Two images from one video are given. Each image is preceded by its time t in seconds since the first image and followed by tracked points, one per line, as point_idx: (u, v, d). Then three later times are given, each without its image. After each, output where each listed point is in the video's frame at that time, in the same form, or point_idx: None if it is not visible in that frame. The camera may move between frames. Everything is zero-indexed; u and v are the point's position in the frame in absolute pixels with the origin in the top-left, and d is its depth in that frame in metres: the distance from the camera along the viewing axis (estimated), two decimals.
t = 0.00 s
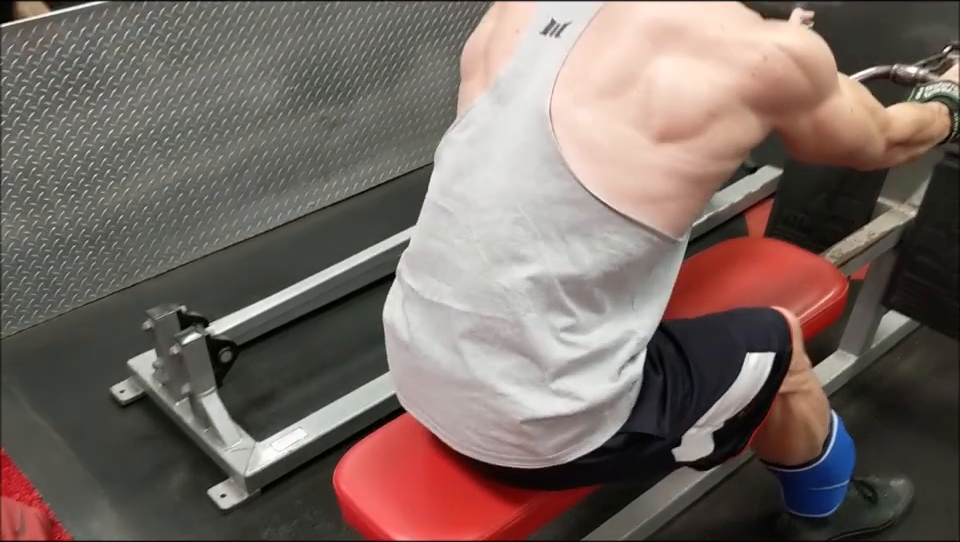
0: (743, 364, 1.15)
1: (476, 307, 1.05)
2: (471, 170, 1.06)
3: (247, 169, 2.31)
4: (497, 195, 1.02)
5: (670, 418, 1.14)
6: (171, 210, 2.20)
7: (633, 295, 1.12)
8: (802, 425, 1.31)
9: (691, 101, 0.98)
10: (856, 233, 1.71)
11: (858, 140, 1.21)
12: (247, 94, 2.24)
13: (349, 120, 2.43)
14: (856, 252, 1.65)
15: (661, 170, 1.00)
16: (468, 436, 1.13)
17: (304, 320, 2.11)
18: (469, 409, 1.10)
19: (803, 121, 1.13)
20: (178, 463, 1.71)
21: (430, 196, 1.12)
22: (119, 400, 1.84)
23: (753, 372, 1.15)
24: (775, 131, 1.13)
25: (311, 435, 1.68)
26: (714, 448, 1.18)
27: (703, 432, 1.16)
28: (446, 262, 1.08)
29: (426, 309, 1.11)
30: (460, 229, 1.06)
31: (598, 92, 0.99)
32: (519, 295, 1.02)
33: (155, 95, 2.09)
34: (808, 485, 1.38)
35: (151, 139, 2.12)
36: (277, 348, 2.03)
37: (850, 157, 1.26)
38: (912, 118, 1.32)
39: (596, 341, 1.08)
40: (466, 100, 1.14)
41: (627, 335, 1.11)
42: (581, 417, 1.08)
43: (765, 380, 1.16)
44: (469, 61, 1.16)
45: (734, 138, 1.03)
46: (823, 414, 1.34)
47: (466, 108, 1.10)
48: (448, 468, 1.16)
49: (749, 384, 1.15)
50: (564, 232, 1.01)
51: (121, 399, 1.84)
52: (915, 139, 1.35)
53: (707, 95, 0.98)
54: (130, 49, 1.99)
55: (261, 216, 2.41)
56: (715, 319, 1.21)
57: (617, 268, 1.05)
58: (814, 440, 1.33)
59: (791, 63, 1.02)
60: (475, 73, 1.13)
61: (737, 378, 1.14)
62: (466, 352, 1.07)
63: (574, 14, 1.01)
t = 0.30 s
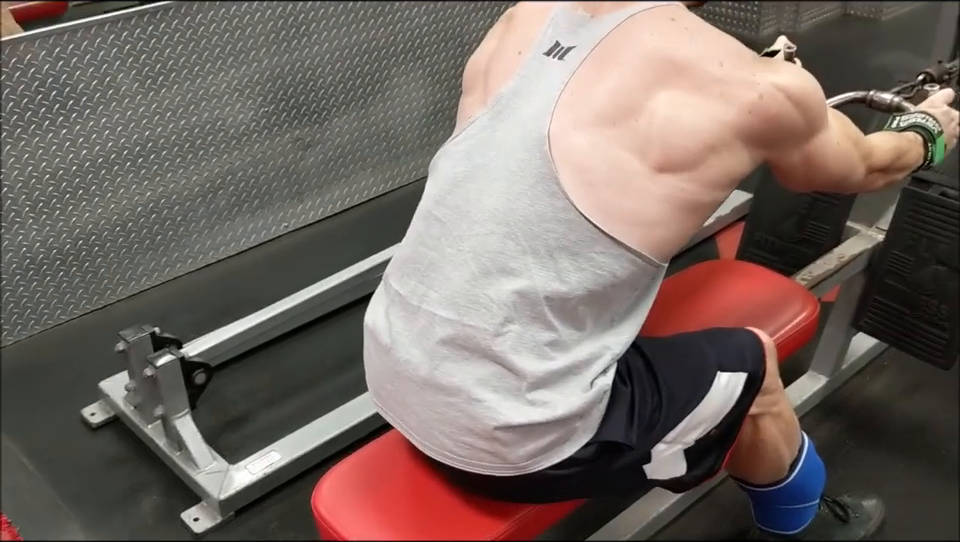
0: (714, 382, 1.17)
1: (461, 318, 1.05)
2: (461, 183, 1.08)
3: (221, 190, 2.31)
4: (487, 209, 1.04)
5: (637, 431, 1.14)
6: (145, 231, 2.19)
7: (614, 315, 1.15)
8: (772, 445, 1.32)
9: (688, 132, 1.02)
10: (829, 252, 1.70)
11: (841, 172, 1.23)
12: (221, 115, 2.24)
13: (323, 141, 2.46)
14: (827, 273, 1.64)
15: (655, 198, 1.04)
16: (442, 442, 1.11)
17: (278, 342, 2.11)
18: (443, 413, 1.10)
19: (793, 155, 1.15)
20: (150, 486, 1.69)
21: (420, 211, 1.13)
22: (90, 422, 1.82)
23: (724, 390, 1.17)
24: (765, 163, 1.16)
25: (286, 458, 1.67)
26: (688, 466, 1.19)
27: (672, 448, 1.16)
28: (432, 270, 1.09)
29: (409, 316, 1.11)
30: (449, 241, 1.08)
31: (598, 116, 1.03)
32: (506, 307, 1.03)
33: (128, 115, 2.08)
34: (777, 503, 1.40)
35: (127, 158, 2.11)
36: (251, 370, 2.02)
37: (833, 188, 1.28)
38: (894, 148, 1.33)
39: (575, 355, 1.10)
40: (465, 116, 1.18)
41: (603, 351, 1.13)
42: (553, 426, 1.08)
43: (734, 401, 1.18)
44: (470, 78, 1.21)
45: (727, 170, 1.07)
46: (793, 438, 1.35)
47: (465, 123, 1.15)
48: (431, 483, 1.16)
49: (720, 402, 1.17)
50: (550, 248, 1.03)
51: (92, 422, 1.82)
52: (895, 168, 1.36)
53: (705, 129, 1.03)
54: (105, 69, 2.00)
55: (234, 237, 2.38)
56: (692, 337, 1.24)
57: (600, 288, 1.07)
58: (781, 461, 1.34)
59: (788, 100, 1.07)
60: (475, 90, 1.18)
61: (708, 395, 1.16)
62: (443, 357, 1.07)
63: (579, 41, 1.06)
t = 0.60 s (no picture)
0: (718, 378, 1.18)
1: (471, 317, 1.05)
2: (470, 183, 1.09)
3: (220, 193, 2.32)
4: (497, 208, 1.05)
5: (647, 428, 1.15)
6: (143, 234, 2.20)
7: (622, 314, 1.16)
8: (777, 441, 1.32)
9: (695, 131, 1.04)
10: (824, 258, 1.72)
11: (844, 166, 1.24)
12: (219, 119, 2.25)
13: (322, 145, 2.47)
14: (823, 277, 1.66)
15: (664, 198, 1.05)
16: (453, 443, 1.11)
17: (276, 345, 2.11)
18: (456, 415, 1.09)
19: (796, 152, 1.16)
20: (148, 489, 1.69)
21: (429, 210, 1.14)
22: (88, 425, 1.82)
23: (728, 386, 1.18)
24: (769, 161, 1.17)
25: (284, 460, 1.67)
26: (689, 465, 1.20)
27: (679, 444, 1.18)
28: (442, 267, 1.09)
29: (417, 317, 1.11)
30: (459, 238, 1.08)
31: (604, 117, 1.04)
32: (517, 305, 1.03)
33: (127, 118, 2.09)
34: (777, 503, 1.40)
35: (121, 161, 2.11)
36: (248, 373, 2.03)
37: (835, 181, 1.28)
38: (897, 140, 1.34)
39: (586, 354, 1.11)
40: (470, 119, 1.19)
41: (612, 350, 1.14)
42: (565, 425, 1.09)
43: (740, 395, 1.18)
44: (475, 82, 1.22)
45: (734, 168, 1.08)
46: (797, 431, 1.34)
47: (471, 126, 1.15)
48: (432, 483, 1.16)
49: (725, 398, 1.17)
50: (561, 246, 1.03)
51: (90, 424, 1.82)
52: (899, 161, 1.37)
53: (711, 127, 1.04)
54: (104, 73, 2.00)
55: (231, 240, 2.39)
56: (695, 335, 1.25)
57: (610, 286, 1.07)
58: (785, 458, 1.34)
59: (792, 99, 1.08)
60: (479, 93, 1.19)
61: (713, 391, 1.17)
62: (459, 358, 1.06)
63: (585, 44, 1.07)
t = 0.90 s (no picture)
0: (714, 378, 1.18)
1: (471, 317, 1.05)
2: (469, 182, 1.09)
3: (219, 194, 2.34)
4: (496, 207, 1.05)
5: (645, 427, 1.16)
6: (142, 234, 2.20)
7: (621, 314, 1.17)
8: (775, 437, 1.33)
9: (695, 130, 1.04)
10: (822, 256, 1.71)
11: (848, 171, 1.25)
12: (218, 119, 2.26)
13: (320, 146, 2.47)
14: (820, 277, 1.66)
15: (665, 200, 1.06)
16: (450, 442, 1.12)
17: (274, 345, 2.12)
18: (454, 413, 1.10)
19: (796, 155, 1.17)
20: (146, 488, 1.69)
21: (429, 208, 1.14)
22: (87, 424, 1.82)
23: (725, 385, 1.18)
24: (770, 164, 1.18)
25: (283, 459, 1.68)
26: (687, 463, 1.20)
27: (677, 442, 1.18)
28: (441, 266, 1.09)
29: (415, 316, 1.11)
30: (458, 238, 1.08)
31: (605, 117, 1.04)
32: (516, 304, 1.04)
33: (126, 118, 2.10)
34: (775, 501, 1.40)
35: (119, 162, 2.11)
36: (246, 373, 2.03)
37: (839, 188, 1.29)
38: (898, 150, 1.36)
39: (584, 354, 1.11)
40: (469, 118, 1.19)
41: (612, 349, 1.15)
42: (564, 424, 1.09)
43: (736, 394, 1.18)
44: (475, 80, 1.22)
45: (733, 168, 1.08)
46: (793, 428, 1.36)
47: (472, 125, 1.16)
48: (429, 480, 1.17)
49: (722, 396, 1.17)
50: (560, 247, 1.04)
51: (88, 423, 1.83)
52: (900, 168, 1.38)
53: (711, 127, 1.05)
54: (103, 73, 2.01)
55: (230, 240, 2.42)
56: (693, 335, 1.25)
57: (607, 287, 1.08)
58: (784, 454, 1.35)
59: (791, 101, 1.08)
60: (480, 92, 1.20)
61: (709, 390, 1.17)
62: (457, 357, 1.07)
63: (588, 43, 1.07)
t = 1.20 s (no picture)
0: (714, 370, 1.19)
1: (468, 309, 1.05)
2: (465, 175, 1.09)
3: (217, 191, 2.32)
4: (493, 199, 1.05)
5: (643, 418, 1.15)
6: (139, 232, 2.21)
7: (617, 305, 1.16)
8: (773, 433, 1.33)
9: (674, 108, 1.00)
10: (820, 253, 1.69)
11: (816, 203, 1.19)
12: (216, 117, 2.23)
13: (318, 144, 2.46)
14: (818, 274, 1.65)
15: (632, 176, 1.02)
16: (447, 434, 1.12)
17: (271, 343, 2.11)
18: (452, 405, 1.10)
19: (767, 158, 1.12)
20: (143, 486, 1.69)
21: (424, 200, 1.14)
22: (84, 422, 1.82)
23: (725, 377, 1.19)
24: (732, 164, 1.12)
25: (280, 457, 1.67)
26: (687, 459, 1.19)
27: (676, 435, 1.17)
28: (437, 259, 1.10)
29: (413, 308, 1.11)
30: (455, 230, 1.09)
31: (587, 102, 1.03)
32: (512, 296, 1.04)
33: (123, 116, 2.09)
34: (771, 498, 1.40)
35: (119, 160, 2.12)
36: (243, 371, 2.02)
37: (799, 223, 1.22)
38: (857, 220, 1.34)
39: (579, 345, 1.11)
40: (461, 112, 1.19)
41: (607, 340, 1.14)
42: (560, 416, 1.09)
43: (735, 387, 1.20)
44: (461, 70, 1.22)
45: (706, 152, 1.04)
46: (792, 424, 1.36)
47: (466, 117, 1.15)
48: (424, 475, 1.16)
49: (722, 388, 1.19)
50: (554, 237, 1.03)
51: (85, 421, 1.82)
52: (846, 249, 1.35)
53: (689, 106, 1.01)
54: (100, 71, 2.00)
55: (228, 238, 2.40)
56: (698, 331, 1.26)
57: (601, 276, 1.07)
58: (783, 451, 1.35)
59: (766, 91, 1.05)
60: (474, 83, 1.19)
61: (709, 382, 1.18)
62: (454, 348, 1.07)
63: (577, 27, 1.06)
